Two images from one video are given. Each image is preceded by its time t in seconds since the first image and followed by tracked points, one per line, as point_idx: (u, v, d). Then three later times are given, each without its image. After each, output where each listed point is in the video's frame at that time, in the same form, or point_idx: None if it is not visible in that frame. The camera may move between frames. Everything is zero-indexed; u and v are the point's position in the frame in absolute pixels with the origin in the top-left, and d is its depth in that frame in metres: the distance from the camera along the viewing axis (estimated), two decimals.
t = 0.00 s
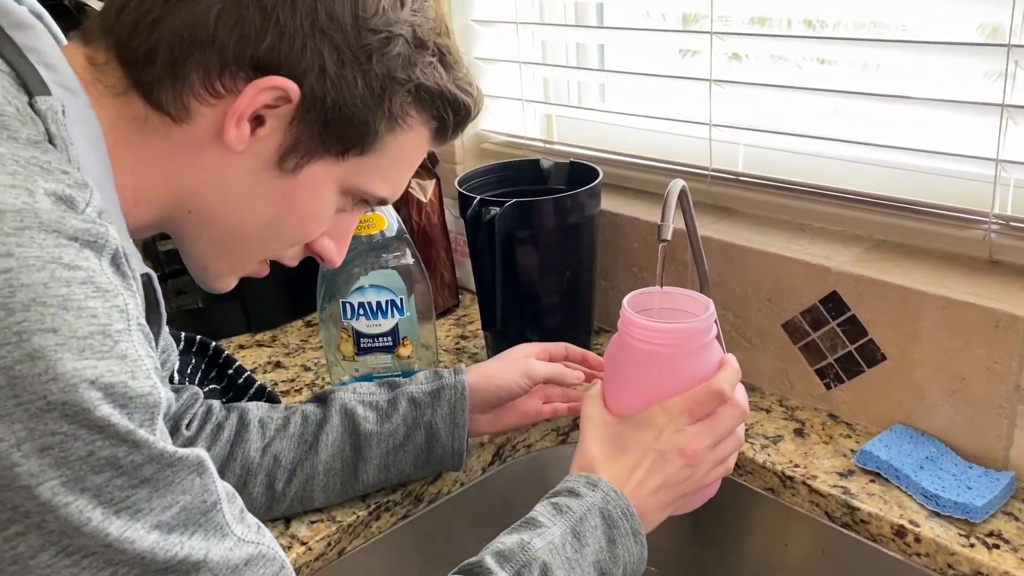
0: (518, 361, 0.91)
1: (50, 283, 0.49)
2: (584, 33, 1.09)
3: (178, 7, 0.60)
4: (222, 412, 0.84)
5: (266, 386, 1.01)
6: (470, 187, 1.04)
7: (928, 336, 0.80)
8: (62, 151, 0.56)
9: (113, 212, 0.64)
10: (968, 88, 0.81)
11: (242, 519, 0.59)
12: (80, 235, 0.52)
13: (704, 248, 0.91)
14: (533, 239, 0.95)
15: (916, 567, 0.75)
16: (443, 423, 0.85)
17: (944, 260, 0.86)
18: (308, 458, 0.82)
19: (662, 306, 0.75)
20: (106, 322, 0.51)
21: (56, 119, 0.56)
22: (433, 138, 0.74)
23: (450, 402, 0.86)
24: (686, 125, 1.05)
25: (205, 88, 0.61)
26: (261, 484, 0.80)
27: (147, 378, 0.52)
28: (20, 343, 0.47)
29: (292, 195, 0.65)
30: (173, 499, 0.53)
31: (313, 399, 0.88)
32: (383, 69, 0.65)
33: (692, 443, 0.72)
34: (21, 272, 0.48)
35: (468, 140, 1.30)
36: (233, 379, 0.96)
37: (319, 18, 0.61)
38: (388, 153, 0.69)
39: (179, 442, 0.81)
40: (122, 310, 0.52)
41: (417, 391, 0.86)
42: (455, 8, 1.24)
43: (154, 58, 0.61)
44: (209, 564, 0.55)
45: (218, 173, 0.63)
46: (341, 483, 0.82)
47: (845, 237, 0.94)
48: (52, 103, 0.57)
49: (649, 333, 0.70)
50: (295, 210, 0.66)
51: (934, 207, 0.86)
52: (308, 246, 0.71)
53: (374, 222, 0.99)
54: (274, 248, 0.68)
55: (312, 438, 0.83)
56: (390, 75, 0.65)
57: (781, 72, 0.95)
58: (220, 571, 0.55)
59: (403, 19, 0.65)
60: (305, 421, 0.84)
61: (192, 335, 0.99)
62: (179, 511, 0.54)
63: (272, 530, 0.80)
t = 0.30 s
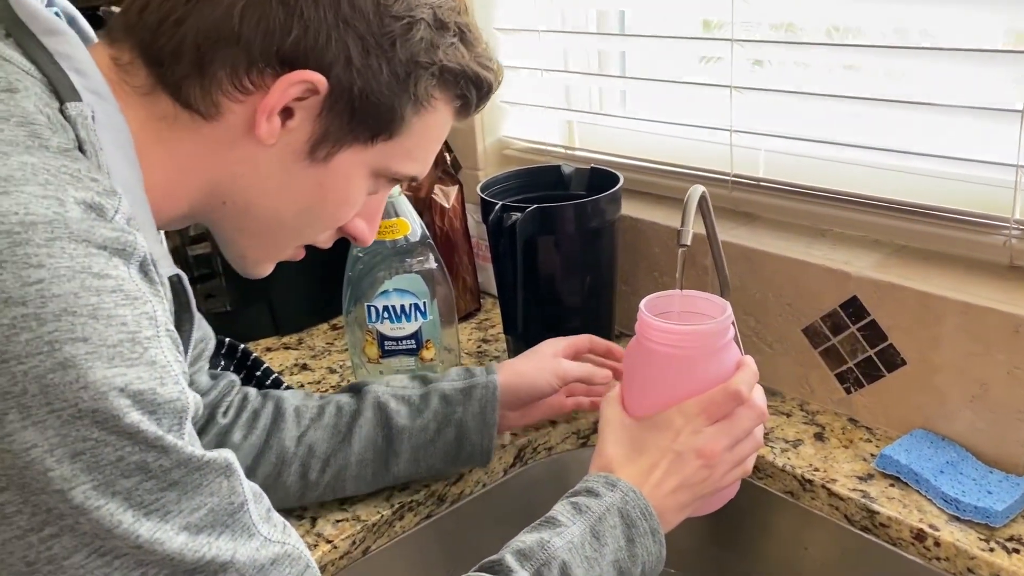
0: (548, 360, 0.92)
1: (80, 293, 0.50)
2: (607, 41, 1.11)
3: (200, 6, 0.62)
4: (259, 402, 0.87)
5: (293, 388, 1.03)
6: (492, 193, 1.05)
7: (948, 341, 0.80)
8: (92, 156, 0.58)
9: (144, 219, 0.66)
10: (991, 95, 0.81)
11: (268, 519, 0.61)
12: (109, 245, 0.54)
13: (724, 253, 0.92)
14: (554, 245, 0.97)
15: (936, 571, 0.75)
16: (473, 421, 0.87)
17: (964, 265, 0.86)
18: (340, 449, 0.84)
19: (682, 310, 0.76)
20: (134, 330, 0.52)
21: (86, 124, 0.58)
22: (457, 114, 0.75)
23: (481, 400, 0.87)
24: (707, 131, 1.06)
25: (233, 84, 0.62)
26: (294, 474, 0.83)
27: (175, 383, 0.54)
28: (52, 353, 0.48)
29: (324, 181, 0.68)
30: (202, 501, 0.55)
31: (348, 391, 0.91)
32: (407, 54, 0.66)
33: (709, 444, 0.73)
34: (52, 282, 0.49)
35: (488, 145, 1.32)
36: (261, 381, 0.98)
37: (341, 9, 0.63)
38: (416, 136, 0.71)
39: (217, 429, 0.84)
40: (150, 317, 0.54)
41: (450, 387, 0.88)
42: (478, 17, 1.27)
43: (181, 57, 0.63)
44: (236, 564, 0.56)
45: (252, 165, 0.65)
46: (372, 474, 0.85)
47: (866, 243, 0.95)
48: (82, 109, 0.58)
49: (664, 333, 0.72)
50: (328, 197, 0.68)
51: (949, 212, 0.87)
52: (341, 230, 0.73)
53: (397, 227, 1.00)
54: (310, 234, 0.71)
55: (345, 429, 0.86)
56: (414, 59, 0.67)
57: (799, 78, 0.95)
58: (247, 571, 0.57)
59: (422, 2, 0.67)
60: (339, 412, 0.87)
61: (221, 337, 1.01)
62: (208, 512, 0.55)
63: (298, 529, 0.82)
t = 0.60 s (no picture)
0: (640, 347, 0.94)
1: (110, 302, 0.50)
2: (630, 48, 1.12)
3: (224, 13, 0.65)
4: (367, 380, 0.93)
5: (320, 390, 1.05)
6: (516, 198, 1.07)
7: (970, 346, 0.81)
8: (127, 173, 0.60)
9: (172, 223, 0.66)
10: (1014, 98, 0.80)
11: (293, 520, 0.62)
12: (138, 254, 0.54)
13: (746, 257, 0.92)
14: (577, 249, 0.98)
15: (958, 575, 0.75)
16: (565, 406, 0.91)
17: (988, 270, 0.86)
18: (444, 426, 0.89)
19: (703, 311, 0.77)
20: (163, 338, 0.52)
21: (125, 140, 0.61)
22: (482, 94, 0.76)
23: (575, 387, 0.91)
24: (729, 137, 1.06)
25: (262, 88, 0.65)
26: (400, 446, 0.88)
27: (203, 391, 0.54)
28: (82, 361, 0.49)
29: (357, 175, 0.69)
30: (229, 504, 0.56)
31: (446, 371, 0.96)
32: (428, 41, 0.68)
33: (726, 443, 0.74)
34: (83, 291, 0.50)
35: (511, 151, 1.33)
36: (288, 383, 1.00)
37: (361, 4, 0.64)
38: (443, 122, 0.72)
39: (326, 403, 0.90)
40: (178, 325, 0.54)
41: (545, 373, 0.93)
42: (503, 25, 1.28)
43: (209, 64, 0.65)
44: (263, 566, 0.58)
45: (287, 164, 0.67)
46: (472, 451, 0.89)
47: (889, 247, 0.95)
48: (120, 124, 0.61)
49: (684, 335, 0.72)
50: (363, 189, 0.70)
51: (975, 218, 0.87)
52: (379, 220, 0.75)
53: (422, 232, 1.02)
54: (348, 228, 0.73)
55: (448, 408, 0.91)
56: (435, 45, 0.68)
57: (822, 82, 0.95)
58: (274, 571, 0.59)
59: None
60: (442, 391, 0.92)
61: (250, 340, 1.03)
62: (235, 515, 0.56)
63: (324, 528, 0.84)
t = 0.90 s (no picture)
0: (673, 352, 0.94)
1: (145, 304, 0.51)
2: (652, 53, 1.13)
3: (262, 31, 0.66)
4: (398, 393, 0.94)
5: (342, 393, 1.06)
6: (537, 202, 1.07)
7: (995, 350, 0.80)
8: (167, 184, 0.61)
9: (207, 235, 0.67)
10: None
11: (319, 522, 0.63)
12: (172, 258, 0.55)
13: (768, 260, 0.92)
14: (598, 253, 0.98)
15: None
16: (595, 416, 0.91)
17: (1013, 275, 0.86)
18: (474, 436, 0.89)
19: (724, 317, 0.77)
20: (195, 341, 0.53)
21: (165, 151, 0.62)
22: (518, 111, 0.77)
23: (604, 396, 0.91)
24: (750, 141, 1.06)
25: (299, 104, 0.66)
26: (431, 457, 0.88)
27: (234, 394, 0.55)
28: (116, 362, 0.49)
29: (393, 190, 0.70)
30: (258, 506, 0.57)
31: (475, 382, 0.96)
32: (462, 55, 0.68)
33: (750, 449, 0.74)
34: (118, 294, 0.50)
35: (533, 156, 1.34)
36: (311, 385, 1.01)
37: (395, 19, 0.65)
38: (478, 139, 0.72)
39: (359, 416, 0.91)
40: (210, 328, 0.55)
41: (574, 383, 0.93)
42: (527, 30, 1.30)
43: (247, 82, 0.67)
44: (289, 567, 0.59)
45: (323, 179, 0.68)
46: (502, 461, 0.90)
47: (912, 252, 0.94)
48: (162, 138, 0.62)
49: (713, 342, 0.72)
50: (397, 205, 0.71)
51: (1003, 223, 0.85)
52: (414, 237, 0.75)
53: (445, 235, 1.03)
54: (384, 246, 0.73)
55: (477, 418, 0.91)
56: (469, 59, 0.68)
57: (839, 87, 0.94)
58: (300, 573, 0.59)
59: (473, 2, 0.69)
60: (471, 402, 0.92)
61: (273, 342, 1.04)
62: (263, 516, 0.57)
63: (346, 530, 0.84)
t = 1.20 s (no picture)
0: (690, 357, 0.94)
1: (163, 310, 0.51)
2: (670, 57, 1.13)
3: (286, 37, 0.67)
4: (414, 396, 0.94)
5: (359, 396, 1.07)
6: (554, 207, 1.07)
7: (1018, 356, 0.79)
8: (188, 190, 0.62)
9: (227, 239, 0.67)
10: None
11: (335, 526, 0.64)
12: (191, 263, 0.55)
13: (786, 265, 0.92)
14: (615, 257, 0.98)
15: None
16: (611, 419, 0.91)
17: None
18: (490, 440, 0.89)
19: (742, 322, 0.77)
20: (213, 346, 0.53)
21: (186, 158, 0.62)
22: (539, 119, 0.77)
23: (620, 398, 0.91)
24: (768, 145, 1.05)
25: (322, 110, 0.66)
26: (448, 461, 0.88)
27: (251, 399, 0.55)
28: (135, 367, 0.50)
29: (414, 196, 0.70)
30: (274, 510, 0.57)
31: (492, 386, 0.96)
32: (484, 62, 0.68)
33: (766, 455, 0.73)
34: (137, 299, 0.50)
35: (550, 160, 1.35)
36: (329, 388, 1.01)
37: (419, 25, 0.66)
38: (500, 144, 0.73)
39: (377, 418, 0.91)
40: (227, 333, 0.56)
41: (590, 387, 0.92)
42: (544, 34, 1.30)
43: (271, 87, 0.67)
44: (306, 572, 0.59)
45: (345, 185, 0.69)
46: (518, 464, 0.90)
47: (933, 256, 0.94)
48: (184, 143, 0.63)
49: (733, 347, 0.71)
50: (420, 210, 0.71)
51: None
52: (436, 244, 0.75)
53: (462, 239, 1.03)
54: (406, 252, 0.73)
55: (494, 421, 0.91)
56: (492, 66, 0.69)
57: (857, 90, 0.93)
58: None
59: (497, 9, 0.69)
60: (487, 406, 0.92)
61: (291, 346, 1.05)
62: (278, 521, 0.58)
63: (363, 534, 0.85)
